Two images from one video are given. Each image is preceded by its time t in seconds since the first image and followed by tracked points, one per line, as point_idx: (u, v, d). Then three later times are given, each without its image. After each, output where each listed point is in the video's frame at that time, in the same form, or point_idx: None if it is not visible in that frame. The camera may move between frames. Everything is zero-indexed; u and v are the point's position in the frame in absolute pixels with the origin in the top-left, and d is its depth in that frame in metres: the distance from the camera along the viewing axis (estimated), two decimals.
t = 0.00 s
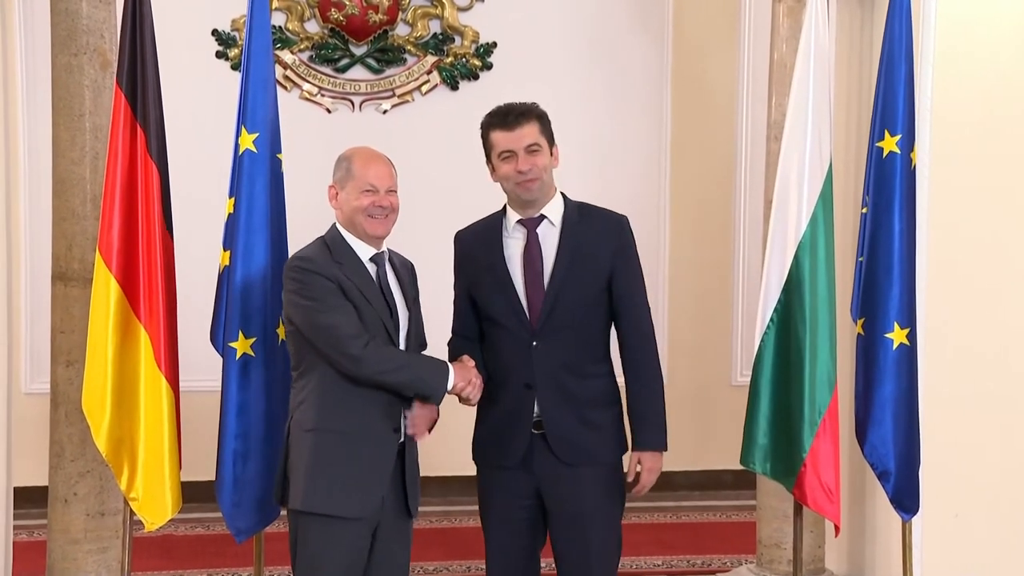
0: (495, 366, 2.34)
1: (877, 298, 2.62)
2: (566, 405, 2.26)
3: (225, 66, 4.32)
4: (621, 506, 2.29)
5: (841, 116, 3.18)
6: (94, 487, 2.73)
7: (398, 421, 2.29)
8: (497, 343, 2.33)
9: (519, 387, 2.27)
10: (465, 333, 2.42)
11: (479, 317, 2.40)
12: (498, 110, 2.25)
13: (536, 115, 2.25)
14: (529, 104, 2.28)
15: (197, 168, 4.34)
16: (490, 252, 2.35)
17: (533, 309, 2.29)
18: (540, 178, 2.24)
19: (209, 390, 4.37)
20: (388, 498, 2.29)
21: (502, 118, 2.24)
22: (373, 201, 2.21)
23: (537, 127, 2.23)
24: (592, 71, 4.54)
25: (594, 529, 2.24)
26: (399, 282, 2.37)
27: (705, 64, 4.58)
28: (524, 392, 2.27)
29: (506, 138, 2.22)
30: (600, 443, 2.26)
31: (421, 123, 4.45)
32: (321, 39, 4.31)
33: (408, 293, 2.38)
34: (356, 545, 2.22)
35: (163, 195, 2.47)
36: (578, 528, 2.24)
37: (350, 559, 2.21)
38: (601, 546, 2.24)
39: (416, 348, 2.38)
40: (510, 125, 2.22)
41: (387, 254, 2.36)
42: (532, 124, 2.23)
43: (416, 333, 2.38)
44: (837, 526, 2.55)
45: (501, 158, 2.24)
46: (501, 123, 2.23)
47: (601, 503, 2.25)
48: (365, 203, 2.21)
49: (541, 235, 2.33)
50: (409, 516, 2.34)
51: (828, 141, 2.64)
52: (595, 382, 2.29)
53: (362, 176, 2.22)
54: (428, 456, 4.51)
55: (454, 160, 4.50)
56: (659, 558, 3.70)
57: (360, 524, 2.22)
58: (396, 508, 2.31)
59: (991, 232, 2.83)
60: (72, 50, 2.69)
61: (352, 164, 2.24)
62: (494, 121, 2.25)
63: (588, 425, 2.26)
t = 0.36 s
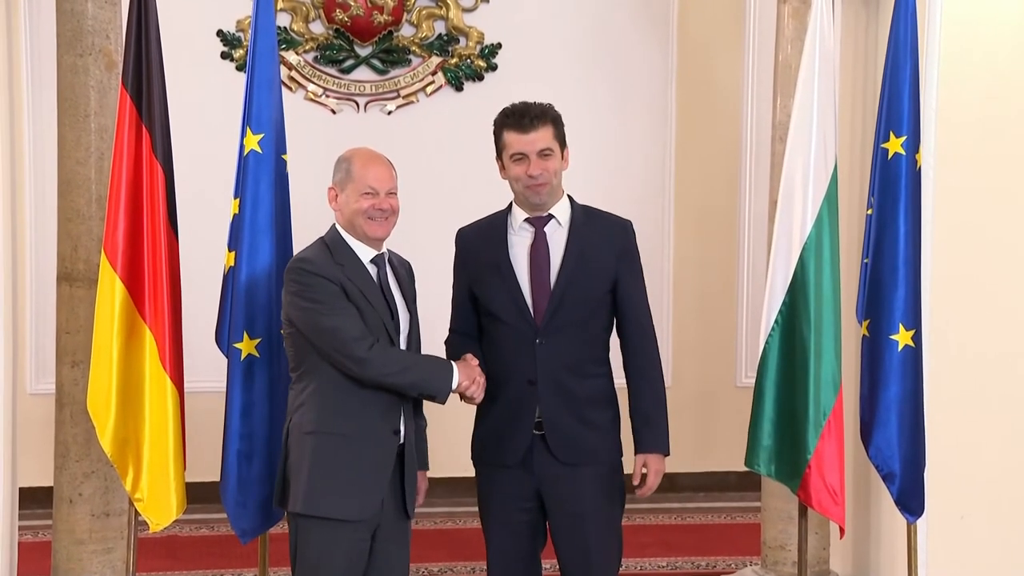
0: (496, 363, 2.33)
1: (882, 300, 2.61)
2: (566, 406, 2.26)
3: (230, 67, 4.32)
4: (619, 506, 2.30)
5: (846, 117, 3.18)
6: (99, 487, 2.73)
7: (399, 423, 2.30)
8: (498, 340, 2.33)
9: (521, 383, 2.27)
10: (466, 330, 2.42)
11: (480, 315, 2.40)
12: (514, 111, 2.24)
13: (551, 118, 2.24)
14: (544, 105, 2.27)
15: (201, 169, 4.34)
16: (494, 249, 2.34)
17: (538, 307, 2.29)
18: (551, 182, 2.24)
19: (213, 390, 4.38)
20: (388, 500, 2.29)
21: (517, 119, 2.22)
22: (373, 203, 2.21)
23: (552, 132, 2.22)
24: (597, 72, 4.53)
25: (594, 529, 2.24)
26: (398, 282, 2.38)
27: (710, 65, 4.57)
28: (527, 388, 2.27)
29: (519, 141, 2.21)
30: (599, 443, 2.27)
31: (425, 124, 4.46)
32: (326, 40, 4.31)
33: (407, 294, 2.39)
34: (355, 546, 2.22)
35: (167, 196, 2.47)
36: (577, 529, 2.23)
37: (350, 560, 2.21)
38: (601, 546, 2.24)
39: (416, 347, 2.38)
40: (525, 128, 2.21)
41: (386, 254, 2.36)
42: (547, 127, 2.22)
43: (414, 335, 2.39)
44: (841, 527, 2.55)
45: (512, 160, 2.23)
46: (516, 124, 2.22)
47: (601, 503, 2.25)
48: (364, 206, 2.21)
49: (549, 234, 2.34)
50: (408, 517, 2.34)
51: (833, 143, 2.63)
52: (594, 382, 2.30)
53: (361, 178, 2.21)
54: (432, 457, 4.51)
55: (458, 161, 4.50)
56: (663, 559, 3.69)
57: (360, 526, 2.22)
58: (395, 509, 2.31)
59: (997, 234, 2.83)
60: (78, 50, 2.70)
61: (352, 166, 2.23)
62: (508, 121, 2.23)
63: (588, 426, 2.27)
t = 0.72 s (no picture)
0: (496, 366, 2.33)
1: (880, 303, 2.62)
2: (566, 408, 2.27)
3: (230, 68, 4.33)
4: (618, 506, 2.30)
5: (845, 120, 3.18)
6: (96, 487, 2.72)
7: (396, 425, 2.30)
8: (499, 342, 2.33)
9: (522, 386, 2.28)
10: (467, 332, 2.42)
11: (480, 316, 2.40)
12: (514, 114, 2.23)
13: (552, 121, 2.24)
14: (544, 107, 2.27)
15: (200, 169, 4.34)
16: (495, 250, 2.35)
17: (539, 308, 2.29)
18: (552, 185, 2.24)
19: (211, 391, 4.37)
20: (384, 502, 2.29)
21: (518, 122, 2.22)
22: (375, 207, 2.21)
23: (553, 136, 2.22)
24: (597, 74, 4.54)
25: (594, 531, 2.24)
26: (397, 284, 2.38)
27: (710, 68, 4.58)
28: (527, 391, 2.27)
29: (520, 144, 2.21)
30: (600, 445, 2.26)
31: (425, 126, 4.46)
32: (326, 40, 4.31)
33: (406, 295, 2.38)
34: (351, 548, 2.21)
35: (166, 196, 2.47)
36: (576, 530, 2.23)
37: (346, 562, 2.21)
38: (600, 546, 2.24)
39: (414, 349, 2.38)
40: (525, 131, 2.21)
41: (385, 256, 2.36)
42: (547, 131, 2.22)
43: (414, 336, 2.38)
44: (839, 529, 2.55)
45: (513, 164, 2.24)
46: (517, 128, 2.21)
47: (601, 504, 2.25)
48: (366, 210, 2.21)
49: (550, 236, 2.33)
50: (404, 518, 2.34)
51: (832, 146, 2.64)
52: (595, 385, 2.30)
53: (363, 182, 2.21)
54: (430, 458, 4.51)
55: (457, 162, 4.50)
56: (660, 561, 3.70)
57: (356, 527, 2.22)
58: (391, 510, 2.31)
59: (995, 238, 2.84)
60: (77, 50, 2.69)
61: (354, 169, 2.23)
62: (509, 124, 2.23)
63: (587, 428, 2.27)
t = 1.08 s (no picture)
0: (498, 365, 2.33)
1: (879, 301, 2.61)
2: (567, 407, 2.26)
3: (228, 67, 4.32)
4: (619, 506, 2.30)
5: (843, 118, 3.18)
6: (95, 487, 2.72)
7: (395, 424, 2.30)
8: (500, 342, 2.32)
9: (524, 386, 2.28)
10: (469, 332, 2.42)
11: (482, 315, 2.40)
12: (517, 114, 2.23)
13: (555, 121, 2.23)
14: (548, 107, 2.26)
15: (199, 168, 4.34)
16: (498, 250, 2.34)
17: (541, 309, 2.29)
18: (554, 186, 2.24)
19: (211, 390, 4.37)
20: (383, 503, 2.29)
21: (520, 122, 2.21)
22: (372, 203, 2.21)
23: (556, 137, 2.22)
24: (595, 73, 4.53)
25: (595, 530, 2.24)
26: (395, 282, 2.38)
27: (708, 66, 4.58)
28: (529, 391, 2.27)
29: (522, 145, 2.20)
30: (601, 444, 2.26)
31: (423, 125, 4.46)
32: (324, 39, 4.30)
33: (404, 293, 2.38)
34: (350, 547, 2.21)
35: (164, 196, 2.47)
36: (575, 530, 2.23)
37: (346, 561, 2.21)
38: (601, 545, 2.24)
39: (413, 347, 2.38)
40: (527, 131, 2.20)
41: (383, 255, 2.36)
42: (550, 131, 2.21)
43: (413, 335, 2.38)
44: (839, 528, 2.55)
45: (516, 164, 2.23)
46: (519, 128, 2.21)
47: (602, 503, 2.25)
48: (363, 206, 2.21)
49: (553, 235, 2.33)
50: (404, 518, 2.34)
51: (830, 144, 2.63)
52: (597, 384, 2.29)
53: (359, 179, 2.21)
54: (430, 458, 4.51)
55: (457, 161, 4.50)
56: (659, 559, 3.70)
57: (356, 527, 2.22)
58: (390, 510, 2.31)
59: (994, 236, 2.84)
60: (74, 50, 2.69)
61: (348, 166, 2.23)
62: (511, 124, 2.23)
63: (588, 427, 2.26)
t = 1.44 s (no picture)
0: (500, 365, 2.33)
1: (879, 300, 2.61)
2: (568, 407, 2.26)
3: (227, 67, 4.32)
4: (621, 505, 2.30)
5: (842, 117, 3.18)
6: (96, 488, 2.72)
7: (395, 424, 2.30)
8: (503, 342, 2.32)
9: (527, 386, 2.27)
10: (472, 332, 2.41)
11: (484, 315, 2.40)
12: (520, 114, 2.23)
13: (557, 121, 2.23)
14: (550, 106, 2.26)
15: (198, 169, 4.34)
16: (501, 249, 2.34)
17: (545, 309, 2.29)
18: (556, 186, 2.24)
19: (211, 391, 4.37)
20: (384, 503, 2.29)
21: (523, 122, 2.21)
22: (368, 204, 2.21)
23: (558, 137, 2.21)
24: (595, 72, 4.53)
25: (597, 530, 2.23)
26: (394, 281, 2.38)
27: (707, 65, 4.57)
28: (533, 391, 2.26)
29: (525, 145, 2.20)
30: (602, 443, 2.26)
31: (423, 125, 4.46)
32: (323, 39, 4.31)
33: (404, 293, 2.38)
34: (352, 548, 2.21)
35: (164, 197, 2.47)
36: (578, 530, 2.23)
37: (347, 562, 2.21)
38: (603, 545, 2.24)
39: (415, 346, 2.38)
40: (530, 131, 2.20)
41: (381, 255, 2.36)
42: (553, 131, 2.21)
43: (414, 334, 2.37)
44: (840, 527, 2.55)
45: (518, 164, 2.23)
46: (522, 128, 2.21)
47: (604, 503, 2.25)
48: (359, 207, 2.21)
49: (556, 235, 2.33)
50: (405, 518, 2.34)
51: (830, 143, 2.63)
52: (600, 384, 2.29)
53: (354, 180, 2.21)
54: (431, 457, 4.51)
55: (456, 161, 4.50)
56: (660, 558, 3.70)
57: (358, 527, 2.22)
58: (392, 510, 2.31)
59: (993, 235, 2.83)
60: (73, 51, 2.69)
61: (344, 167, 2.23)
62: (514, 124, 2.23)
63: (590, 427, 2.26)
